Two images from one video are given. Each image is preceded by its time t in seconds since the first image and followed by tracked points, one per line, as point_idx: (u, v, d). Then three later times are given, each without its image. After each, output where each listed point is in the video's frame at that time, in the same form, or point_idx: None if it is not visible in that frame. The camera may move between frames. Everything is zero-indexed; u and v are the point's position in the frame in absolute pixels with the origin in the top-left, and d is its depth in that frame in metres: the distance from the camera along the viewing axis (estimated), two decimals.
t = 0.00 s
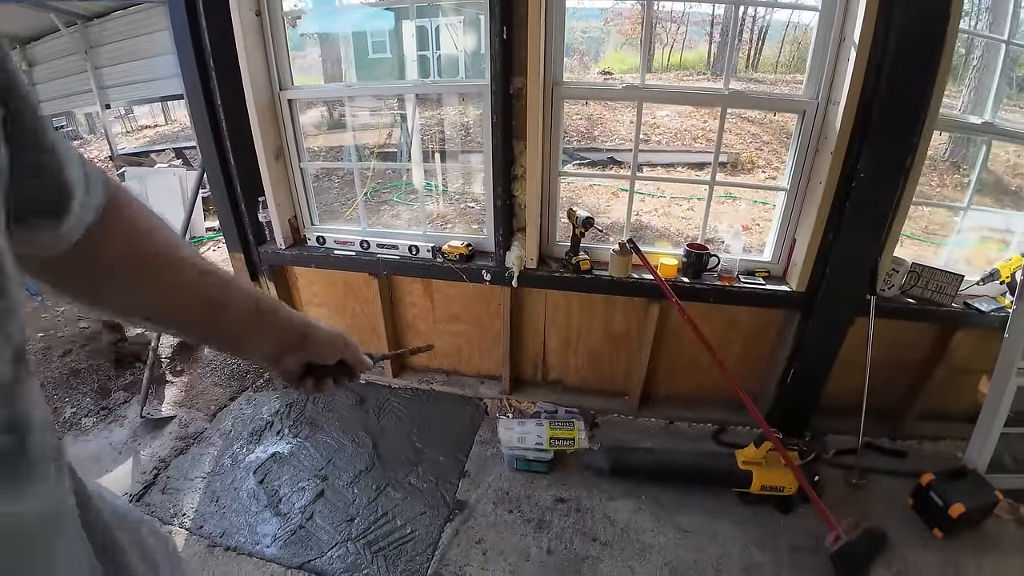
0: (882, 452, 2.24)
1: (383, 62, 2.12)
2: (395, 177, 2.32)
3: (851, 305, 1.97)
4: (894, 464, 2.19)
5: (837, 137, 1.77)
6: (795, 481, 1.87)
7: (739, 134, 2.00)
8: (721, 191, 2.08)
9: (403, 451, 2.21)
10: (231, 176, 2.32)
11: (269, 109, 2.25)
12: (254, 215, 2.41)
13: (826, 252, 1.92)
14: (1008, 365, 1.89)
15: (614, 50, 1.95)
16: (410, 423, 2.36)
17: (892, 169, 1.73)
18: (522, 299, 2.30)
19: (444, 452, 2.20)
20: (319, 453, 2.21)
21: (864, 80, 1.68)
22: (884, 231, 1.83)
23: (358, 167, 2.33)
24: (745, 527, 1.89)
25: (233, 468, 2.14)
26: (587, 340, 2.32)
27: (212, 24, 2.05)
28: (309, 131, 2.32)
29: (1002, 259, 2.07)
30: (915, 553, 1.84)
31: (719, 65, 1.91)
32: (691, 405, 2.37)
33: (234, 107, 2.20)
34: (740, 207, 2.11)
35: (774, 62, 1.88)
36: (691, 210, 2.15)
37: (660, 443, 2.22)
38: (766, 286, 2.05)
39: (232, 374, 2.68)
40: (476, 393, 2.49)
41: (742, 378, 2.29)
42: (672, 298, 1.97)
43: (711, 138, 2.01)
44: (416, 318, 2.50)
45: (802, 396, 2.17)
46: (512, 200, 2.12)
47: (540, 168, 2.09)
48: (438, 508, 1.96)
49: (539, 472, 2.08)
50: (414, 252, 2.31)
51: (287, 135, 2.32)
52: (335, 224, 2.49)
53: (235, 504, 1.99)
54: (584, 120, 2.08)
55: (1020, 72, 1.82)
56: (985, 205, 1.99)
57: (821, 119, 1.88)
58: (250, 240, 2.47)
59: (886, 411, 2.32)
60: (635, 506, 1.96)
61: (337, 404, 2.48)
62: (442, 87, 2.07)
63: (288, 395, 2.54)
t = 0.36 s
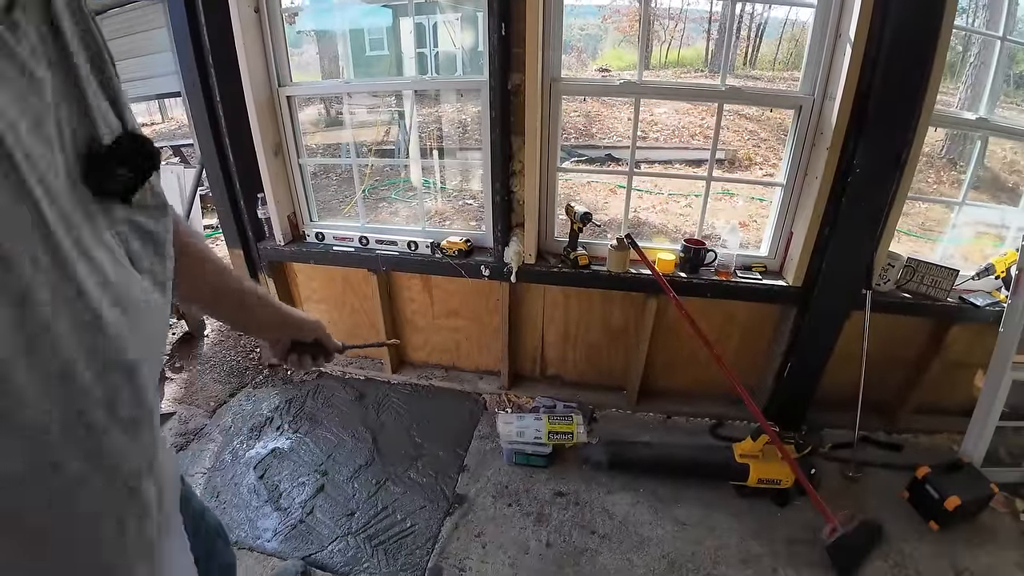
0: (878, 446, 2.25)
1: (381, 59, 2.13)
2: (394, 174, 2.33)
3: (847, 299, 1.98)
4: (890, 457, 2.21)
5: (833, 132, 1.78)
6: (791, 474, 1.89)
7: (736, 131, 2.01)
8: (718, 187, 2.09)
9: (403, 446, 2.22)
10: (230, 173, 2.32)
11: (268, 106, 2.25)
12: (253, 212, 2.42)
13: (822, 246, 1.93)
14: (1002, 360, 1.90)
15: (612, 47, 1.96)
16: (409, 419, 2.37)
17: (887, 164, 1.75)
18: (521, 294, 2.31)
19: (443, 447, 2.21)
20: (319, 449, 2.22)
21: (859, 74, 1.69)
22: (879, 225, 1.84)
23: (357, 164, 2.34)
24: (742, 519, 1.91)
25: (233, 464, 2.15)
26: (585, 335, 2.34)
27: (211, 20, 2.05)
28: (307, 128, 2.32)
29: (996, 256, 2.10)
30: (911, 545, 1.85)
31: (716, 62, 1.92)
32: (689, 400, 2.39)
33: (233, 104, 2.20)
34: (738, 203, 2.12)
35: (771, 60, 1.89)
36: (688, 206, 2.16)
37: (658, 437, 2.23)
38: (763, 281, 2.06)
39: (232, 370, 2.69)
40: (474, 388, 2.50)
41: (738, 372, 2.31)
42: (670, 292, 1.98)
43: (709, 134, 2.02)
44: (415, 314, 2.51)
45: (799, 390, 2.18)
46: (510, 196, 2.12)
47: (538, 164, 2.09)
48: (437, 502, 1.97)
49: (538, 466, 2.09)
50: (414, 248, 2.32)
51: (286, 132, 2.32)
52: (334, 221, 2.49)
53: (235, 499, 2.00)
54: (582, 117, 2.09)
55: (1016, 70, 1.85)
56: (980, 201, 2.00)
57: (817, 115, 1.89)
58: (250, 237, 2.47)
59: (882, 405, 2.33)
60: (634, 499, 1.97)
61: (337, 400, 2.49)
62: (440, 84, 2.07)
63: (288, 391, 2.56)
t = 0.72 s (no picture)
0: (877, 443, 2.26)
1: (380, 57, 2.13)
2: (394, 172, 2.33)
3: (846, 297, 1.98)
4: (889, 454, 2.21)
5: (832, 130, 1.78)
6: (790, 471, 1.89)
7: (736, 129, 2.01)
8: (718, 185, 2.09)
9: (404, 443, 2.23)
10: (230, 171, 2.32)
11: (268, 105, 2.25)
12: (252, 210, 2.42)
13: (822, 244, 1.93)
14: (1001, 358, 1.91)
15: (611, 45, 1.96)
16: (409, 416, 2.37)
17: (886, 162, 1.75)
18: (521, 292, 2.32)
19: (444, 444, 2.21)
20: (320, 446, 2.22)
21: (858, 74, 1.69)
22: (877, 223, 1.84)
23: (356, 161, 2.34)
24: (742, 516, 1.92)
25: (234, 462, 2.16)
26: (585, 333, 2.34)
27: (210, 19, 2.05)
28: (307, 126, 2.32)
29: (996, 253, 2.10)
30: (910, 541, 1.86)
31: (716, 60, 1.92)
32: (688, 397, 2.39)
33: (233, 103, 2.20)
34: (737, 201, 2.13)
35: (771, 58, 1.89)
36: (688, 204, 2.16)
37: (658, 434, 2.24)
38: (762, 278, 2.07)
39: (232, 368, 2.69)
40: (474, 386, 2.51)
41: (737, 370, 2.31)
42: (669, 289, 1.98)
43: (708, 132, 2.02)
44: (414, 312, 2.51)
45: (799, 387, 2.19)
46: (510, 194, 2.12)
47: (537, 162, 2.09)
48: (438, 499, 1.97)
49: (538, 464, 2.10)
50: (414, 246, 2.33)
51: (286, 130, 2.32)
52: (334, 219, 2.49)
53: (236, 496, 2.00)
54: (581, 115, 2.09)
55: (1016, 67, 1.85)
56: (980, 198, 2.00)
57: (816, 112, 1.89)
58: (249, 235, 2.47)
59: (881, 402, 2.34)
60: (634, 496, 1.98)
61: (337, 398, 2.49)
62: (439, 82, 2.08)
63: (288, 389, 2.56)
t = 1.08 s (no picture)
0: (877, 443, 2.26)
1: (380, 58, 2.13)
2: (394, 172, 2.33)
3: (846, 297, 1.99)
4: (889, 453, 2.22)
5: (831, 130, 1.78)
6: (791, 470, 1.90)
7: (736, 129, 2.01)
8: (718, 185, 2.10)
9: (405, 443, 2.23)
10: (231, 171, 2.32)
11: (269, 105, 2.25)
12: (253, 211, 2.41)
13: (822, 242, 1.93)
14: (1000, 358, 1.91)
15: (611, 45, 1.96)
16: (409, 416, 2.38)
17: (885, 161, 1.75)
18: (521, 292, 2.32)
19: (444, 444, 2.22)
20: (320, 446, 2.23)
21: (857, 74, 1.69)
22: (877, 221, 1.84)
23: (357, 161, 2.34)
24: (742, 515, 1.92)
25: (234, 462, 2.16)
26: (585, 332, 2.34)
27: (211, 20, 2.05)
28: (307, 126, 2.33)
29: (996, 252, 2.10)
30: (911, 540, 1.86)
31: (715, 60, 1.93)
32: (689, 397, 2.39)
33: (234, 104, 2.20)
34: (737, 201, 2.13)
35: (772, 58, 1.90)
36: (688, 204, 2.17)
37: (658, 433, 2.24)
38: (762, 278, 2.07)
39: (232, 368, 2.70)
40: (475, 385, 2.51)
41: (737, 369, 2.32)
42: (670, 289, 1.98)
43: (708, 132, 2.03)
44: (414, 312, 2.51)
45: (799, 386, 2.19)
46: (510, 194, 2.12)
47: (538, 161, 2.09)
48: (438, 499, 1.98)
49: (538, 463, 2.10)
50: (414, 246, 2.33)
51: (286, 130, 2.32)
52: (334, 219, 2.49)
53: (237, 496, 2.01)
54: (581, 115, 2.09)
55: (1016, 67, 1.85)
56: (980, 198, 2.01)
57: (816, 112, 1.89)
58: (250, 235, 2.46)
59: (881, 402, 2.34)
60: (634, 495, 1.98)
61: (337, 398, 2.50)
62: (439, 82, 2.08)
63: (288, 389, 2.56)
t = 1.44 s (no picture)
0: (876, 442, 2.27)
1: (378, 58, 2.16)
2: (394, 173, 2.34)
3: (846, 297, 1.99)
4: (890, 453, 2.22)
5: (831, 130, 1.78)
6: (791, 470, 1.90)
7: (736, 129, 2.02)
8: (718, 185, 2.11)
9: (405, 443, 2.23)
10: (231, 170, 2.31)
11: (269, 105, 2.25)
12: (253, 211, 2.41)
13: (822, 241, 1.93)
14: (1000, 358, 1.91)
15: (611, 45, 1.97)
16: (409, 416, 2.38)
17: (885, 160, 1.75)
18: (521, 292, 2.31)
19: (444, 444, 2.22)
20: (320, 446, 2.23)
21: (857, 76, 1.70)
22: (876, 220, 1.84)
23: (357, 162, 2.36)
24: (742, 514, 1.92)
25: (235, 462, 2.17)
26: (586, 332, 2.34)
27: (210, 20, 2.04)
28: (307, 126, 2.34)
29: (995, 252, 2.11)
30: (911, 540, 1.86)
31: (716, 60, 1.94)
32: (690, 397, 2.39)
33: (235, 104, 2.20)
34: (737, 201, 2.13)
35: (773, 58, 1.90)
36: (687, 204, 2.17)
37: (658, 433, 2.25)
38: (762, 278, 2.08)
39: (232, 368, 2.70)
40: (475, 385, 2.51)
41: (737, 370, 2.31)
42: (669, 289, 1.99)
43: (708, 132, 2.04)
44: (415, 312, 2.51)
45: (799, 386, 2.20)
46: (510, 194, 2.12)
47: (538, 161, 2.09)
48: (439, 499, 1.98)
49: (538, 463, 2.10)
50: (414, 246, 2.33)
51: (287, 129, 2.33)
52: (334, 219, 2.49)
53: (237, 496, 2.01)
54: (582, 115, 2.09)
55: (1016, 67, 1.86)
56: (980, 198, 2.01)
57: (816, 112, 1.88)
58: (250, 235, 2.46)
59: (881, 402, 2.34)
60: (634, 495, 1.99)
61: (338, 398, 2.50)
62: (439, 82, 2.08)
63: (288, 390, 2.56)
